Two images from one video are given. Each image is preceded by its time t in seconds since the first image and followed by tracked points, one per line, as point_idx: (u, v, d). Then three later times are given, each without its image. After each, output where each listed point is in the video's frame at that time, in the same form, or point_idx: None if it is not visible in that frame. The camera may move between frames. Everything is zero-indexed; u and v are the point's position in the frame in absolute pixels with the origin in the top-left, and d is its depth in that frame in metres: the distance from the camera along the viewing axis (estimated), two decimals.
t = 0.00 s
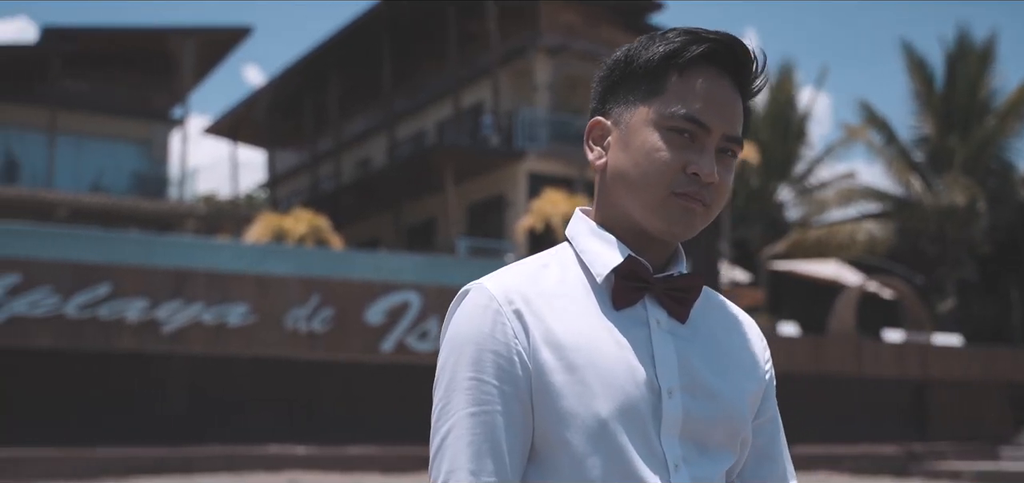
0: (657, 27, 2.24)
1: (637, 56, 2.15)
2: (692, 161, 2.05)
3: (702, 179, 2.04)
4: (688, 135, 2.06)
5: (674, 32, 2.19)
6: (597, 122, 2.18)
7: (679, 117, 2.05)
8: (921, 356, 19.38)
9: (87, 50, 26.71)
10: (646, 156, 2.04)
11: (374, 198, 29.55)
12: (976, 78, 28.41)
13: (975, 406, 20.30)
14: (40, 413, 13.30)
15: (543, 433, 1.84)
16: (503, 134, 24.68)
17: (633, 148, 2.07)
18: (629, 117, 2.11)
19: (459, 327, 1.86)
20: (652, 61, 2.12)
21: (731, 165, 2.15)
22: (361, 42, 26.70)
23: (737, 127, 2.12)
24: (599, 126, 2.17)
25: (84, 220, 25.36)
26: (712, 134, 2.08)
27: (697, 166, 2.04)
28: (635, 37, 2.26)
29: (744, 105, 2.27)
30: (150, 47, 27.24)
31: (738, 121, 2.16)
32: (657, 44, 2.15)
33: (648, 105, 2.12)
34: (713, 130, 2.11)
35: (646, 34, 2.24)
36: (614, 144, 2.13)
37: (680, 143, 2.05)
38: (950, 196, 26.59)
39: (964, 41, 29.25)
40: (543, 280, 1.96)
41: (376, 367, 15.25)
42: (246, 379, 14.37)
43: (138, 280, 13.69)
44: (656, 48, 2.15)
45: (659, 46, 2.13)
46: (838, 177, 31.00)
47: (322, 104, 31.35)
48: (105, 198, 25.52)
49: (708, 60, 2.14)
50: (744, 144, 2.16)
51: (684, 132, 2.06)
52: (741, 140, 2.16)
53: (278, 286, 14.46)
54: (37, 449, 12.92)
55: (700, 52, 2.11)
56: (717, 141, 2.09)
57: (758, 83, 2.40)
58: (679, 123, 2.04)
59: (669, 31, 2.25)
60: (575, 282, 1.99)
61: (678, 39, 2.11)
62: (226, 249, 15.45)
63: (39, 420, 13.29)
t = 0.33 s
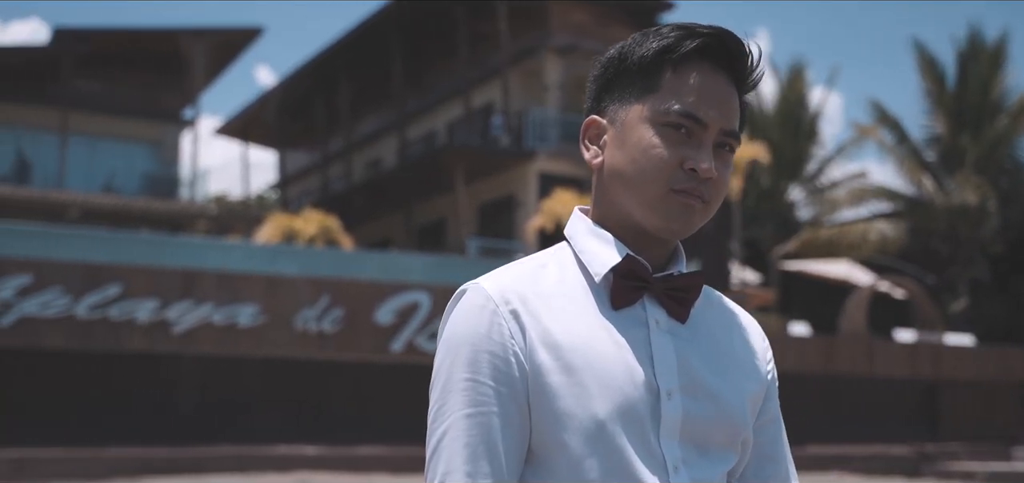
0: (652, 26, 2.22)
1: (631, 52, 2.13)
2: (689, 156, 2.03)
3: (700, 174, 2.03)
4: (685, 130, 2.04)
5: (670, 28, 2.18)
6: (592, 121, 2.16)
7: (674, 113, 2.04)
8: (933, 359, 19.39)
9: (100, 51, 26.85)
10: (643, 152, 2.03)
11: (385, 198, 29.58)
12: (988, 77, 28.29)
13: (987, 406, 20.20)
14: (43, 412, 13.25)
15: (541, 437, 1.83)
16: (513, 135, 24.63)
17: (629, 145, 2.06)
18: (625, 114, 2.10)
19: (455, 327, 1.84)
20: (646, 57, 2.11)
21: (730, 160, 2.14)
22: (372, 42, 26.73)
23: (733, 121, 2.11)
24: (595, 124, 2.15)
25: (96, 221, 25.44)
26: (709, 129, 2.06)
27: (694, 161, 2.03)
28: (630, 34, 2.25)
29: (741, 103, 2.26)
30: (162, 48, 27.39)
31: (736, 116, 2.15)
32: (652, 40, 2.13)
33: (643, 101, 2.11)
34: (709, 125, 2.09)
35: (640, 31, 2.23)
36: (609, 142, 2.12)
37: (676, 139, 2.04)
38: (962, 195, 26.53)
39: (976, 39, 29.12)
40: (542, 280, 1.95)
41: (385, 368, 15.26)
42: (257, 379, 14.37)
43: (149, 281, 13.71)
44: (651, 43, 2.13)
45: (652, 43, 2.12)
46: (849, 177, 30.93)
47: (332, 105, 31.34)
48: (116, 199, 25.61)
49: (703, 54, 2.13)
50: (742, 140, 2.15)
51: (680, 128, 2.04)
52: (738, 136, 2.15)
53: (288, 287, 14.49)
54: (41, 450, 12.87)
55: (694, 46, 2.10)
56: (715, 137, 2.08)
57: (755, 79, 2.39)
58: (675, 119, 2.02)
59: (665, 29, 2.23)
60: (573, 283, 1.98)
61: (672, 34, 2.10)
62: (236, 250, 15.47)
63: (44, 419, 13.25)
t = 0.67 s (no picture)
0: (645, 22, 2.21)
1: (622, 51, 2.13)
2: (682, 154, 2.03)
3: (693, 170, 2.02)
4: (679, 128, 2.04)
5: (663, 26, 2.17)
6: (587, 121, 2.16)
7: (667, 111, 2.04)
8: (942, 361, 19.30)
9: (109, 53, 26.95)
10: (636, 151, 2.03)
11: (393, 198, 29.68)
12: (998, 75, 28.18)
13: (998, 406, 20.12)
14: (51, 412, 13.27)
15: (536, 442, 1.83)
16: (522, 135, 24.62)
17: (623, 144, 2.06)
18: (618, 113, 2.09)
19: (450, 331, 1.84)
20: (638, 54, 2.10)
21: (725, 158, 2.14)
22: (381, 43, 26.71)
23: (727, 118, 2.10)
24: (590, 123, 2.14)
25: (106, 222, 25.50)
26: (703, 126, 2.06)
27: (688, 159, 2.02)
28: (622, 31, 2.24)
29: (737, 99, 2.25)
30: (172, 50, 27.50)
31: (730, 113, 2.14)
32: (644, 37, 2.13)
33: (636, 99, 2.10)
34: (704, 122, 2.09)
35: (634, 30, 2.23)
36: (604, 143, 2.11)
37: (670, 137, 2.04)
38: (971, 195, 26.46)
39: (986, 37, 29.00)
40: (539, 281, 1.94)
41: (393, 369, 15.25)
42: (265, 380, 14.38)
43: (158, 282, 13.72)
44: (644, 40, 2.13)
45: (645, 40, 2.11)
46: (858, 177, 30.83)
47: (341, 106, 31.32)
48: (126, 201, 25.71)
49: (698, 51, 2.12)
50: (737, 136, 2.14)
51: (673, 125, 2.04)
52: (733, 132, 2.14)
53: (297, 287, 14.50)
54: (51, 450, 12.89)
55: (686, 43, 2.10)
56: (709, 133, 2.07)
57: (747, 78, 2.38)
58: (668, 117, 2.02)
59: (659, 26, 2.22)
60: (570, 283, 1.97)
61: (664, 31, 2.10)
62: (245, 251, 15.49)
63: (53, 419, 13.28)
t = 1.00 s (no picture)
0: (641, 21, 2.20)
1: (616, 51, 2.12)
2: (678, 152, 2.02)
3: (690, 169, 2.01)
4: (674, 126, 2.03)
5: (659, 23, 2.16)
6: (582, 121, 2.15)
7: (661, 110, 2.03)
8: (955, 361, 19.22)
9: (119, 54, 27.00)
10: (631, 150, 2.02)
11: (404, 198, 29.78)
12: (1010, 74, 28.04)
13: (1010, 407, 20.02)
14: (65, 413, 13.31)
15: (533, 444, 1.81)
16: (532, 135, 24.65)
17: (618, 144, 2.05)
18: (613, 113, 2.08)
19: (445, 333, 1.83)
20: (633, 53, 2.09)
21: (723, 156, 2.12)
22: (391, 43, 26.66)
23: (724, 115, 2.08)
24: (585, 123, 2.13)
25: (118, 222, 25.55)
26: (698, 124, 2.04)
27: (684, 157, 2.01)
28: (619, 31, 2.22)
29: (733, 98, 2.23)
30: (182, 51, 27.54)
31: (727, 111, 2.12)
32: (637, 37, 2.12)
33: (631, 99, 2.09)
34: (700, 120, 2.07)
35: (629, 29, 2.21)
36: (600, 142, 2.10)
37: (664, 135, 2.02)
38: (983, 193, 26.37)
39: (997, 35, 28.87)
40: (536, 282, 1.93)
41: (403, 369, 15.23)
42: (276, 381, 14.40)
43: (168, 283, 13.72)
44: (638, 39, 2.11)
45: (639, 39, 2.10)
46: (870, 176, 30.73)
47: (351, 107, 31.34)
48: (136, 202, 25.73)
49: (692, 49, 2.11)
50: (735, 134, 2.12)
51: (668, 124, 2.03)
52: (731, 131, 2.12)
53: (307, 288, 14.46)
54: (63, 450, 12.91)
55: (680, 40, 2.08)
56: (704, 131, 2.05)
57: (745, 75, 2.35)
58: (663, 115, 2.01)
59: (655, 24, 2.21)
60: (568, 285, 1.95)
61: (659, 29, 2.09)
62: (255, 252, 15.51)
63: (63, 419, 13.31)
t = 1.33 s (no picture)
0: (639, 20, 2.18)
1: (613, 50, 2.11)
2: (677, 151, 2.00)
3: (687, 168, 1.99)
4: (672, 124, 2.01)
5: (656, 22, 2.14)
6: (580, 122, 2.13)
7: (659, 108, 2.01)
8: (967, 360, 19.12)
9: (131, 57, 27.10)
10: (630, 149, 2.00)
11: (415, 199, 29.84)
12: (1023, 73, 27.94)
13: None
14: (76, 414, 13.30)
15: (531, 447, 1.80)
16: (542, 136, 24.70)
17: (616, 144, 2.03)
18: (610, 113, 2.07)
19: (441, 333, 1.82)
20: (630, 52, 2.08)
21: (723, 155, 2.10)
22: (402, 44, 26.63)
23: (724, 114, 2.06)
24: (582, 124, 2.11)
25: (129, 223, 25.60)
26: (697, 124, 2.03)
27: (682, 157, 1.99)
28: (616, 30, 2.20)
29: (731, 97, 2.21)
30: (193, 53, 27.59)
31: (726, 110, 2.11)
32: (635, 36, 2.11)
33: (628, 98, 2.08)
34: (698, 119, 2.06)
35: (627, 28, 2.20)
36: (598, 144, 2.08)
37: (663, 135, 2.01)
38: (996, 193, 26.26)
39: (1010, 34, 28.78)
40: (533, 285, 1.92)
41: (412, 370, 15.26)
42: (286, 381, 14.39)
43: (178, 284, 13.75)
44: (635, 37, 2.10)
45: (636, 37, 2.09)
46: (881, 176, 30.65)
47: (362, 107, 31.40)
48: (148, 202, 25.76)
49: (691, 47, 2.09)
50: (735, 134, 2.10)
51: (667, 123, 2.01)
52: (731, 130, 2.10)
53: (316, 290, 14.53)
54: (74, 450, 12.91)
55: (678, 38, 2.07)
56: (704, 131, 2.04)
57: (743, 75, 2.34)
58: (661, 114, 1.99)
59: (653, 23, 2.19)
60: (566, 288, 1.94)
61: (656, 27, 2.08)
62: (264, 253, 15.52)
63: (82, 421, 13.32)
